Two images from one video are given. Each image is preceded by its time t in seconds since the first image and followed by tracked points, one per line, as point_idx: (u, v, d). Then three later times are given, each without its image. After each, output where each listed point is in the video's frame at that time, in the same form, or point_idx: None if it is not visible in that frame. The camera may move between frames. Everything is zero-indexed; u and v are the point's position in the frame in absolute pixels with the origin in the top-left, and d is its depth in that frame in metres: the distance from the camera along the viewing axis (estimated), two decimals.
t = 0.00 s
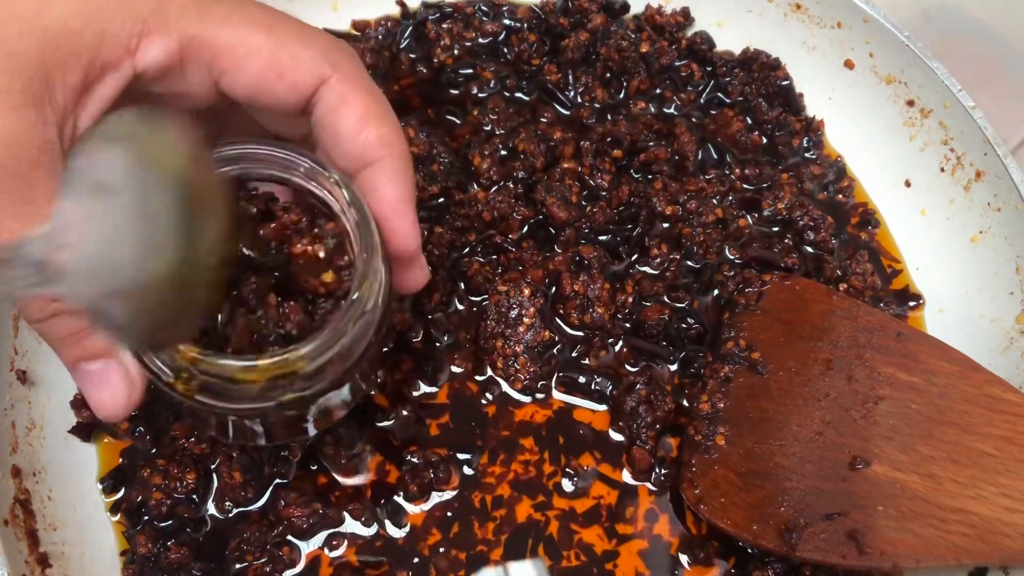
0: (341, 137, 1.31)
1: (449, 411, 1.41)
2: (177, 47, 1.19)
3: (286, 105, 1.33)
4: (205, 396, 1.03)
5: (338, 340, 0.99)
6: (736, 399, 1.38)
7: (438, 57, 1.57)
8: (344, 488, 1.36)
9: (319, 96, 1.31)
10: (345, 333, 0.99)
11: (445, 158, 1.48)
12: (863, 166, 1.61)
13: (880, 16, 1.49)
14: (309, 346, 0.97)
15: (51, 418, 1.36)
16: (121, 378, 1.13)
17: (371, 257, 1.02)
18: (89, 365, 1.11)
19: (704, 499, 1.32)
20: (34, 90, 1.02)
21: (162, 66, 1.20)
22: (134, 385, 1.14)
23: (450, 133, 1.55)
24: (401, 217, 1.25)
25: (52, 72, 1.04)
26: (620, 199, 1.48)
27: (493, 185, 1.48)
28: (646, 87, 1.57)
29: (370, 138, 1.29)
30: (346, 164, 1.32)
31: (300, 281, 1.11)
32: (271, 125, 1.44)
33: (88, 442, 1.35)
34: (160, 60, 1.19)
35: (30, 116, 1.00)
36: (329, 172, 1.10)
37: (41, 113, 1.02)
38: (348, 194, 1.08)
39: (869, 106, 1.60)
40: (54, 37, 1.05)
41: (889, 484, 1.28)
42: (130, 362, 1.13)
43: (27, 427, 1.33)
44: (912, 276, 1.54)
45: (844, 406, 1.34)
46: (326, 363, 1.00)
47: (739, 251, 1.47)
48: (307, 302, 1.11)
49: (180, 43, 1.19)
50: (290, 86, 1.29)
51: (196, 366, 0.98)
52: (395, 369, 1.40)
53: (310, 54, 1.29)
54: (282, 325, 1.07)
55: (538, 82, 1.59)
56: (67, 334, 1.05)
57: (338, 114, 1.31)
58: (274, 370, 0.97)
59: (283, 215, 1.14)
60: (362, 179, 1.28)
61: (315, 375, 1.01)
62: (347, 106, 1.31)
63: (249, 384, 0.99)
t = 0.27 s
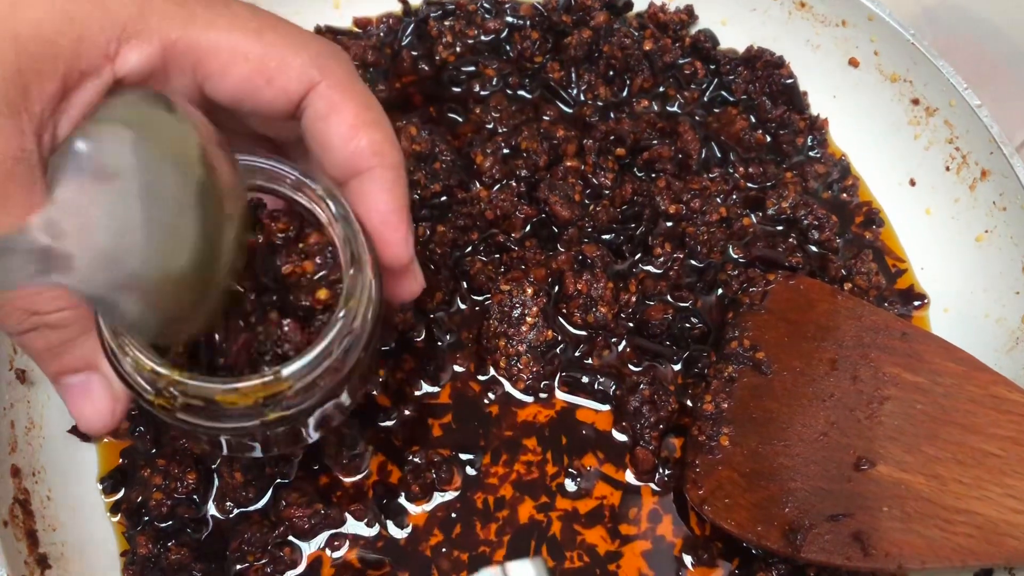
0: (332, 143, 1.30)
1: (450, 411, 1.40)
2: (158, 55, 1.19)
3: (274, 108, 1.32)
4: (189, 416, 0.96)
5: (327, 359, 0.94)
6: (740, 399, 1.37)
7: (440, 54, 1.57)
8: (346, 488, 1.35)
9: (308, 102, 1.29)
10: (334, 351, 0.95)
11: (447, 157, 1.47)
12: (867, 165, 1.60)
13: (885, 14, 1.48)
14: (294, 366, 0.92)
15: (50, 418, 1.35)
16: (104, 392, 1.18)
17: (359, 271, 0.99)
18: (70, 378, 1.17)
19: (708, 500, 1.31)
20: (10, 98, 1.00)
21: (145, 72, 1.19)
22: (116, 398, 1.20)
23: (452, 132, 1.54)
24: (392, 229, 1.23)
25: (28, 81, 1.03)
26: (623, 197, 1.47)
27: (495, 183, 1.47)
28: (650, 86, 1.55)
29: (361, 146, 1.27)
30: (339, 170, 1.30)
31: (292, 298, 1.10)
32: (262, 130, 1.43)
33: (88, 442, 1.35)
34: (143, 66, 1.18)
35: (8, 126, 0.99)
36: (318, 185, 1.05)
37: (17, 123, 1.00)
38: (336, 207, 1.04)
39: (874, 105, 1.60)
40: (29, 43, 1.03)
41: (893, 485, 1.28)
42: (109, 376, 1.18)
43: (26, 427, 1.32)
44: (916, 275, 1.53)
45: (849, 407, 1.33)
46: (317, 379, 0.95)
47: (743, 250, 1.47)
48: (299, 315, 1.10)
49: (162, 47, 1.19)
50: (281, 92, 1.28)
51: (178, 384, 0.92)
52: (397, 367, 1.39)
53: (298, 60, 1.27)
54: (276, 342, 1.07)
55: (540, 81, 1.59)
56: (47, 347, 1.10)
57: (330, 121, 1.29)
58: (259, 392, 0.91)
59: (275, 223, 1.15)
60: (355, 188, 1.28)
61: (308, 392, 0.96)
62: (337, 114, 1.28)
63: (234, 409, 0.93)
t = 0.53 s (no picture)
0: (330, 111, 1.31)
1: (450, 413, 1.40)
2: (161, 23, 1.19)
3: (273, 78, 1.33)
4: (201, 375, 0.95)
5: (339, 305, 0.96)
6: (740, 401, 1.37)
7: (440, 56, 1.56)
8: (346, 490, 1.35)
9: (308, 70, 1.30)
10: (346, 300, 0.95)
11: (447, 158, 1.47)
12: (867, 167, 1.60)
13: (885, 16, 1.48)
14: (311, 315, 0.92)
15: (50, 420, 1.34)
16: (110, 360, 1.07)
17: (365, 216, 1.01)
18: (78, 344, 1.06)
19: (708, 501, 1.32)
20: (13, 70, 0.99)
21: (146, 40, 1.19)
22: (124, 366, 1.08)
23: (452, 133, 1.54)
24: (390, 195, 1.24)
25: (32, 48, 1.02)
26: (622, 199, 1.47)
27: (495, 185, 1.48)
28: (650, 87, 1.56)
29: (359, 113, 1.28)
30: (337, 137, 1.31)
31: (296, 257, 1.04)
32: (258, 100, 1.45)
33: (88, 443, 1.35)
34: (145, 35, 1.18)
35: (12, 93, 0.99)
36: (319, 144, 1.05)
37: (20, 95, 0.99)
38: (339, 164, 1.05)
39: (874, 106, 1.59)
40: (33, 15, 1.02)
41: (894, 487, 1.28)
42: (117, 342, 1.06)
43: (26, 429, 1.31)
44: (916, 277, 1.54)
45: (849, 409, 1.33)
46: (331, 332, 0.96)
47: (743, 253, 1.47)
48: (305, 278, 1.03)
49: (163, 20, 1.18)
50: (281, 61, 1.29)
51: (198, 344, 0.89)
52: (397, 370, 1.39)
53: (298, 28, 1.28)
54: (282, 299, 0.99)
55: (540, 82, 1.58)
56: (56, 316, 1.03)
57: (329, 89, 1.30)
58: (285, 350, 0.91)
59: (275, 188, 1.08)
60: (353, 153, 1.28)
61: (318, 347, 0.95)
62: (336, 83, 1.30)
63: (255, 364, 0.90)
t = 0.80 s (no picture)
0: (321, 37, 1.31)
1: (449, 413, 1.39)
2: None
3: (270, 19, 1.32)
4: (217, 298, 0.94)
5: (345, 232, 0.92)
6: (740, 402, 1.37)
7: (440, 55, 1.55)
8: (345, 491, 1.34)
9: None
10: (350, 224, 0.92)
11: (446, 158, 1.46)
12: (867, 166, 1.60)
13: (886, 15, 1.48)
14: (317, 238, 0.89)
15: (47, 419, 1.34)
16: (126, 285, 1.04)
17: (365, 150, 0.95)
18: (94, 276, 1.04)
19: (708, 502, 1.32)
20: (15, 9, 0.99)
21: None
22: (140, 291, 1.06)
23: (451, 132, 1.54)
24: (384, 111, 1.23)
25: None
26: (622, 199, 1.46)
27: (494, 185, 1.46)
28: (649, 87, 1.55)
29: (349, 34, 1.28)
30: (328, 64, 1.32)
31: (299, 181, 0.98)
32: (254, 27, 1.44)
33: (85, 443, 1.34)
34: None
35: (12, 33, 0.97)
36: (316, 72, 0.98)
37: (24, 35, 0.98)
38: (338, 91, 0.97)
39: (875, 106, 1.59)
40: None
41: (895, 487, 1.27)
42: (133, 269, 1.04)
43: (22, 429, 1.31)
44: (916, 277, 1.53)
45: (849, 409, 1.33)
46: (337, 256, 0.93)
47: (743, 252, 1.46)
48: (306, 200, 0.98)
49: None
50: None
51: (209, 267, 0.87)
52: (396, 368, 1.39)
53: None
54: (289, 227, 0.96)
55: (540, 82, 1.58)
56: (72, 248, 1.00)
57: (319, 14, 1.29)
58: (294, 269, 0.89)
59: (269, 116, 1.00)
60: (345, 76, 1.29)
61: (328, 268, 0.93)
62: (326, 6, 1.29)
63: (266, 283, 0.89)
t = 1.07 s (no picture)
0: None
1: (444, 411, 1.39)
2: None
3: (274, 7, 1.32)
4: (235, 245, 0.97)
5: (357, 175, 0.93)
6: (737, 399, 1.37)
7: (436, 53, 1.54)
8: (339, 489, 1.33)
9: None
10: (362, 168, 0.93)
11: (442, 155, 1.44)
12: (864, 163, 1.59)
13: (882, 12, 1.48)
14: (330, 184, 0.91)
15: (40, 416, 1.33)
16: (145, 239, 1.05)
17: (374, 96, 0.96)
18: (112, 231, 1.04)
19: (704, 500, 1.33)
20: None
21: None
22: (159, 245, 1.06)
23: (448, 130, 1.52)
24: (390, 59, 1.28)
25: None
26: (619, 196, 1.46)
27: (491, 181, 1.45)
28: (645, 84, 1.56)
29: None
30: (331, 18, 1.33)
31: (309, 130, 1.00)
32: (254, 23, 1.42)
33: (79, 441, 1.33)
34: None
35: None
36: (321, 18, 0.99)
37: None
38: (345, 37, 0.98)
39: (872, 102, 1.59)
40: None
41: (892, 485, 1.27)
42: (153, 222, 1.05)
43: (16, 426, 1.31)
44: (913, 274, 1.52)
45: (846, 406, 1.33)
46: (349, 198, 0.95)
47: (739, 249, 1.46)
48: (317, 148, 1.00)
49: None
50: None
51: (225, 213, 0.89)
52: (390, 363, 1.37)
53: None
54: (303, 173, 0.98)
55: (536, 79, 1.56)
56: (88, 203, 1.00)
57: None
58: (308, 212, 0.91)
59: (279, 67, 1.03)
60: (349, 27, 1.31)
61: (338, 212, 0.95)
62: None
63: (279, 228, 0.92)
